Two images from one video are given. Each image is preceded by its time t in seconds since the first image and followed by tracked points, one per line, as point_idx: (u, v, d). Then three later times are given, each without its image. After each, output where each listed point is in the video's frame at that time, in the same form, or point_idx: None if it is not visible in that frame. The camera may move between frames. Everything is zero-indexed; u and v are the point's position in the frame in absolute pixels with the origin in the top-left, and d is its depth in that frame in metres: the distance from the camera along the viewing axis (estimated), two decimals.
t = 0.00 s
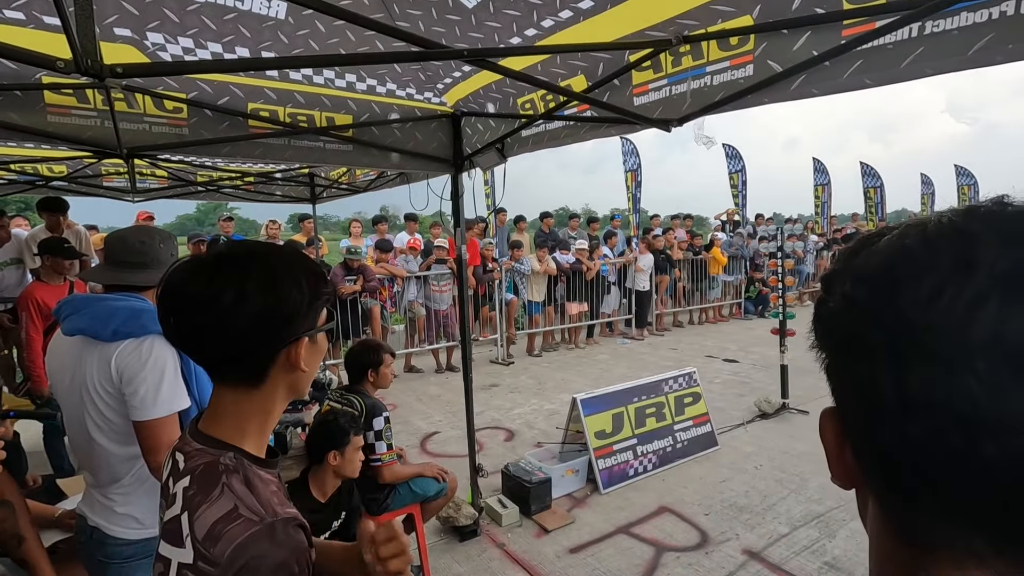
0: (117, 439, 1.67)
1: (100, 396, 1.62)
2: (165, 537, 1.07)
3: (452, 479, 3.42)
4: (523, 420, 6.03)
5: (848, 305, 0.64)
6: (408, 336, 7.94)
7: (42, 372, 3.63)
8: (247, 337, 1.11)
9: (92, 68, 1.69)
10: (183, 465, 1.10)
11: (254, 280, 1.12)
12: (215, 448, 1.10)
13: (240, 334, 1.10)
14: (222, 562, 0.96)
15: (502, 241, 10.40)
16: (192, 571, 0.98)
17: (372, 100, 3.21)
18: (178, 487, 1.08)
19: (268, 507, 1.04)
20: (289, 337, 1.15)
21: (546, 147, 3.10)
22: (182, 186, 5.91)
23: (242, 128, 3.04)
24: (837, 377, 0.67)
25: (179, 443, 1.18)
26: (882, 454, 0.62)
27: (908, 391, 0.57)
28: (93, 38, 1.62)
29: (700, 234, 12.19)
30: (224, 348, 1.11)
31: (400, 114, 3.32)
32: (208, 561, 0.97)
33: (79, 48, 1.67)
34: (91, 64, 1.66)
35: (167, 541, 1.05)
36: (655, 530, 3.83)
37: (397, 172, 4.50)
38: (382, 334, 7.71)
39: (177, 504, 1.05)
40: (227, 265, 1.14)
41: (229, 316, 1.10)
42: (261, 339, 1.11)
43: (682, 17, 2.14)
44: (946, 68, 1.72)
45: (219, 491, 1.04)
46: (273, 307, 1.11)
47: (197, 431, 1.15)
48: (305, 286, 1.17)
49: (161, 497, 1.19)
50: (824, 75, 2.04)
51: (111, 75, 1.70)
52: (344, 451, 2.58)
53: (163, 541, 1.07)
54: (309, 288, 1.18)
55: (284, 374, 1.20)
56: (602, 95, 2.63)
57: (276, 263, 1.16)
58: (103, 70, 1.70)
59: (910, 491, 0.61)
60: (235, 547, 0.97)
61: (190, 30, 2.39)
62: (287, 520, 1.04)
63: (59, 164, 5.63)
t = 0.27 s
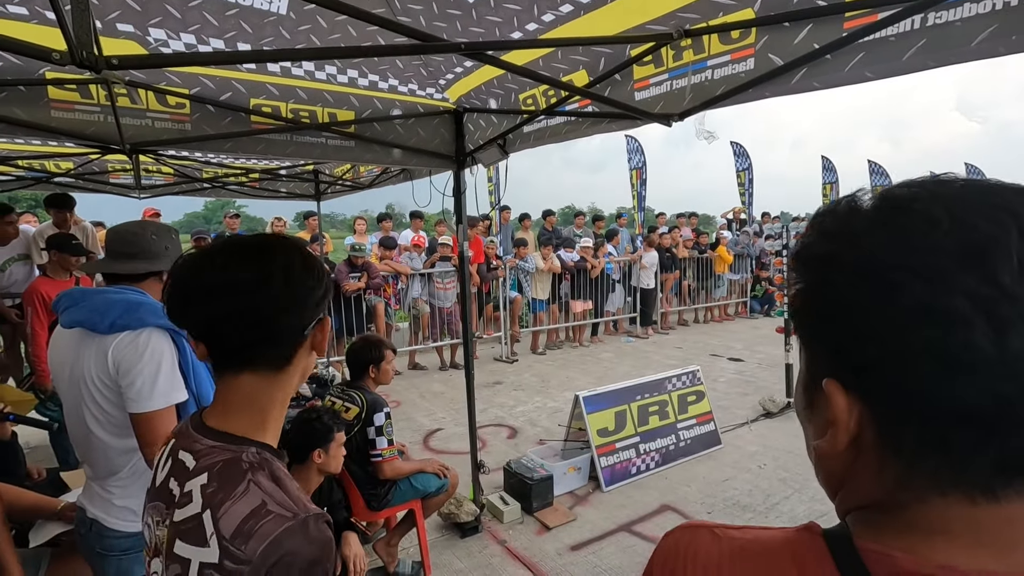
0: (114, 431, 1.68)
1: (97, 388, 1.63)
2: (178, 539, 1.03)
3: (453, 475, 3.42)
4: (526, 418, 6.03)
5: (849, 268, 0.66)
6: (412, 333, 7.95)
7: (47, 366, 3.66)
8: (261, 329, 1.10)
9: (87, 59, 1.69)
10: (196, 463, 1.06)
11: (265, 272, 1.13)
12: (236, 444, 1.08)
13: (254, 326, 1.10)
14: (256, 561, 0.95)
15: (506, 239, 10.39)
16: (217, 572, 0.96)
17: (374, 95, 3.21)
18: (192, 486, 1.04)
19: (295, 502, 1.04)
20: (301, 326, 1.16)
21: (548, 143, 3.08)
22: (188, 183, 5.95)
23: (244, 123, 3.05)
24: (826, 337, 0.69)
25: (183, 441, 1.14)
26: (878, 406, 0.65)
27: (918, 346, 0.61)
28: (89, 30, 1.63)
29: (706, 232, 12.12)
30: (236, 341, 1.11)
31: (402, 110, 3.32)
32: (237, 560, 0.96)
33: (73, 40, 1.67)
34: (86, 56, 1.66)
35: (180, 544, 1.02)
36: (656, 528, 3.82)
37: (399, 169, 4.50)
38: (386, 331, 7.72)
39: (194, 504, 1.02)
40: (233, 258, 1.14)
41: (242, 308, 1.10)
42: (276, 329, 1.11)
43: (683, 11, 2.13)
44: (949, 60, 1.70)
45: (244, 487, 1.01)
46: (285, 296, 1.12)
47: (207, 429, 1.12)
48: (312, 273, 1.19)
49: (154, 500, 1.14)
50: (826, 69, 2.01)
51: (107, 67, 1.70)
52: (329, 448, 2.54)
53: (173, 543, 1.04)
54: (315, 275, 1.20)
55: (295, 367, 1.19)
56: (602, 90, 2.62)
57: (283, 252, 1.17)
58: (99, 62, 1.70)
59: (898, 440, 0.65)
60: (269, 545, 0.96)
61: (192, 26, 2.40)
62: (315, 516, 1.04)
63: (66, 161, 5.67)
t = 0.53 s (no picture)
0: (117, 424, 1.69)
1: (100, 381, 1.65)
2: (231, 523, 0.98)
3: (457, 471, 3.43)
4: (530, 415, 6.03)
5: (849, 248, 0.66)
6: (417, 330, 7.98)
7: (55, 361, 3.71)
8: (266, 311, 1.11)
9: (87, 52, 1.70)
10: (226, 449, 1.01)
11: (272, 260, 1.16)
12: (263, 423, 1.05)
13: (260, 308, 1.11)
14: (344, 502, 1.02)
15: (512, 236, 10.38)
16: (301, 529, 0.98)
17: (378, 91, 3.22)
18: (238, 466, 1.00)
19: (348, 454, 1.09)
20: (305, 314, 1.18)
21: (551, 138, 3.06)
22: (194, 180, 5.99)
23: (249, 119, 3.07)
24: (823, 317, 0.69)
25: (183, 439, 1.06)
26: (880, 381, 0.65)
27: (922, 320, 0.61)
28: (89, 21, 1.64)
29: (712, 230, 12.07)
30: (239, 323, 1.11)
31: (406, 106, 3.33)
32: (321, 512, 1.00)
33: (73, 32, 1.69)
34: (86, 49, 1.68)
35: (240, 524, 0.98)
36: (660, 525, 3.81)
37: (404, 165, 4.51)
38: (391, 328, 7.75)
39: (249, 481, 0.99)
40: (237, 248, 1.17)
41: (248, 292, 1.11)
42: (281, 313, 1.12)
43: (686, 5, 2.13)
44: (955, 53, 1.69)
45: (300, 452, 1.03)
46: (292, 283, 1.15)
47: (226, 416, 1.06)
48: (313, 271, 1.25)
49: (163, 505, 1.04)
50: (829, 63, 1.98)
51: (106, 60, 1.71)
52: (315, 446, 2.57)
53: (224, 529, 0.99)
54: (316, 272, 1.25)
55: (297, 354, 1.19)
56: (606, 85, 2.62)
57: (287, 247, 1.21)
58: (98, 55, 1.72)
59: (901, 414, 0.65)
60: (351, 489, 1.03)
61: (197, 22, 2.41)
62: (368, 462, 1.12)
63: (74, 158, 5.72)
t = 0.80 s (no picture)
0: (121, 414, 1.72)
1: (104, 371, 1.68)
2: (244, 498, 0.99)
3: (459, 465, 3.44)
4: (535, 411, 6.04)
5: (947, 236, 0.68)
6: (423, 326, 8.00)
7: (65, 354, 3.75)
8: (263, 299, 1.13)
9: (89, 45, 1.71)
10: (233, 429, 1.02)
11: (271, 254, 1.20)
12: (266, 404, 1.07)
13: (258, 296, 1.13)
14: (354, 471, 1.05)
15: (517, 233, 10.38)
16: (316, 497, 1.01)
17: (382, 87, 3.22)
18: (248, 443, 1.01)
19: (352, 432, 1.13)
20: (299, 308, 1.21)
21: (554, 134, 3.08)
22: (202, 176, 6.03)
23: (254, 115, 3.09)
24: (912, 302, 0.71)
25: (183, 426, 1.04)
26: (977, 365, 0.66)
27: (1023, 306, 0.63)
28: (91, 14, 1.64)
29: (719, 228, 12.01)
30: (235, 311, 1.12)
31: (411, 102, 3.33)
32: (334, 481, 1.03)
33: (76, 26, 1.70)
34: (89, 42, 1.69)
35: (255, 498, 0.99)
36: (663, 521, 3.81)
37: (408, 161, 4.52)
38: (397, 324, 7.78)
39: (261, 456, 1.00)
40: (237, 245, 1.20)
41: (246, 280, 1.13)
42: (276, 305, 1.14)
43: None
44: (958, 45, 1.67)
45: (306, 428, 1.05)
46: (291, 278, 1.19)
47: (228, 400, 1.06)
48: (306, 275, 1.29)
49: (165, 493, 1.01)
50: (832, 56, 1.97)
51: (109, 53, 1.72)
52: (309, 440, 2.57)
53: (237, 504, 0.99)
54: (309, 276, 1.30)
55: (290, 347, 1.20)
56: (609, 80, 2.62)
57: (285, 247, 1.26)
58: (102, 48, 1.72)
59: (993, 397, 0.67)
60: (360, 458, 1.07)
61: (202, 17, 2.43)
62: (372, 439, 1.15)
63: (83, 155, 5.78)
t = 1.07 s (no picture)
0: (125, 406, 1.73)
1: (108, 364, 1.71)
2: (270, 478, 1.00)
3: (464, 461, 3.44)
4: (540, 408, 6.04)
5: None
6: (429, 323, 8.02)
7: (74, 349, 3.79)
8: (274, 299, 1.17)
9: (90, 38, 1.73)
10: (250, 416, 1.03)
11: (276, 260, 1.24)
12: (277, 395, 1.09)
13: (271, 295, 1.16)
14: (370, 454, 1.10)
15: (523, 230, 10.37)
16: (339, 476, 1.05)
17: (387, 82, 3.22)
18: (269, 427, 1.02)
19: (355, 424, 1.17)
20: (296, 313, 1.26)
21: (558, 130, 3.07)
22: (209, 173, 6.07)
23: (260, 111, 3.10)
24: (1001, 289, 0.70)
25: (192, 418, 1.02)
26: None
27: None
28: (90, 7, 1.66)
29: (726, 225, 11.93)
30: (242, 307, 1.12)
31: (415, 98, 3.33)
32: (353, 462, 1.07)
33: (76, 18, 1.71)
34: (89, 34, 1.71)
35: (281, 478, 1.00)
36: (668, 519, 3.80)
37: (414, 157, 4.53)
38: (403, 321, 7.80)
39: (285, 439, 1.02)
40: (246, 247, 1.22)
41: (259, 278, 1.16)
42: (280, 312, 1.17)
43: None
44: (966, 35, 1.65)
45: (320, 416, 1.09)
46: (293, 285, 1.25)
47: (240, 391, 1.07)
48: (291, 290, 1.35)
49: (176, 481, 0.98)
50: (837, 47, 1.95)
51: (109, 45, 1.74)
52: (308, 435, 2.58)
53: (263, 485, 0.99)
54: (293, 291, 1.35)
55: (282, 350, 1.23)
56: (613, 74, 2.60)
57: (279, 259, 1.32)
58: (102, 40, 1.74)
59: None
60: (373, 442, 1.12)
61: (207, 13, 2.44)
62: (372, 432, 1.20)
63: (93, 151, 5.84)
